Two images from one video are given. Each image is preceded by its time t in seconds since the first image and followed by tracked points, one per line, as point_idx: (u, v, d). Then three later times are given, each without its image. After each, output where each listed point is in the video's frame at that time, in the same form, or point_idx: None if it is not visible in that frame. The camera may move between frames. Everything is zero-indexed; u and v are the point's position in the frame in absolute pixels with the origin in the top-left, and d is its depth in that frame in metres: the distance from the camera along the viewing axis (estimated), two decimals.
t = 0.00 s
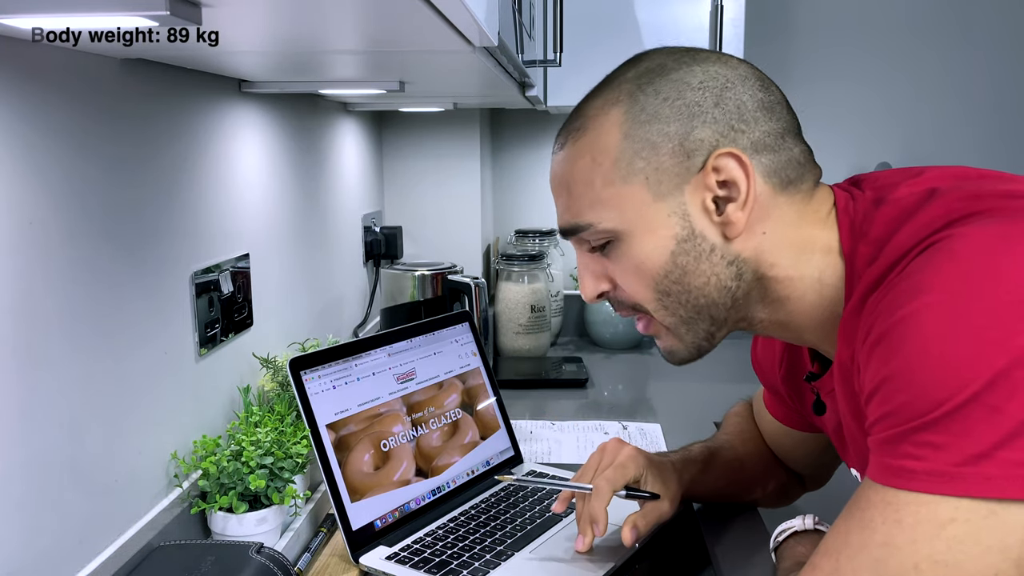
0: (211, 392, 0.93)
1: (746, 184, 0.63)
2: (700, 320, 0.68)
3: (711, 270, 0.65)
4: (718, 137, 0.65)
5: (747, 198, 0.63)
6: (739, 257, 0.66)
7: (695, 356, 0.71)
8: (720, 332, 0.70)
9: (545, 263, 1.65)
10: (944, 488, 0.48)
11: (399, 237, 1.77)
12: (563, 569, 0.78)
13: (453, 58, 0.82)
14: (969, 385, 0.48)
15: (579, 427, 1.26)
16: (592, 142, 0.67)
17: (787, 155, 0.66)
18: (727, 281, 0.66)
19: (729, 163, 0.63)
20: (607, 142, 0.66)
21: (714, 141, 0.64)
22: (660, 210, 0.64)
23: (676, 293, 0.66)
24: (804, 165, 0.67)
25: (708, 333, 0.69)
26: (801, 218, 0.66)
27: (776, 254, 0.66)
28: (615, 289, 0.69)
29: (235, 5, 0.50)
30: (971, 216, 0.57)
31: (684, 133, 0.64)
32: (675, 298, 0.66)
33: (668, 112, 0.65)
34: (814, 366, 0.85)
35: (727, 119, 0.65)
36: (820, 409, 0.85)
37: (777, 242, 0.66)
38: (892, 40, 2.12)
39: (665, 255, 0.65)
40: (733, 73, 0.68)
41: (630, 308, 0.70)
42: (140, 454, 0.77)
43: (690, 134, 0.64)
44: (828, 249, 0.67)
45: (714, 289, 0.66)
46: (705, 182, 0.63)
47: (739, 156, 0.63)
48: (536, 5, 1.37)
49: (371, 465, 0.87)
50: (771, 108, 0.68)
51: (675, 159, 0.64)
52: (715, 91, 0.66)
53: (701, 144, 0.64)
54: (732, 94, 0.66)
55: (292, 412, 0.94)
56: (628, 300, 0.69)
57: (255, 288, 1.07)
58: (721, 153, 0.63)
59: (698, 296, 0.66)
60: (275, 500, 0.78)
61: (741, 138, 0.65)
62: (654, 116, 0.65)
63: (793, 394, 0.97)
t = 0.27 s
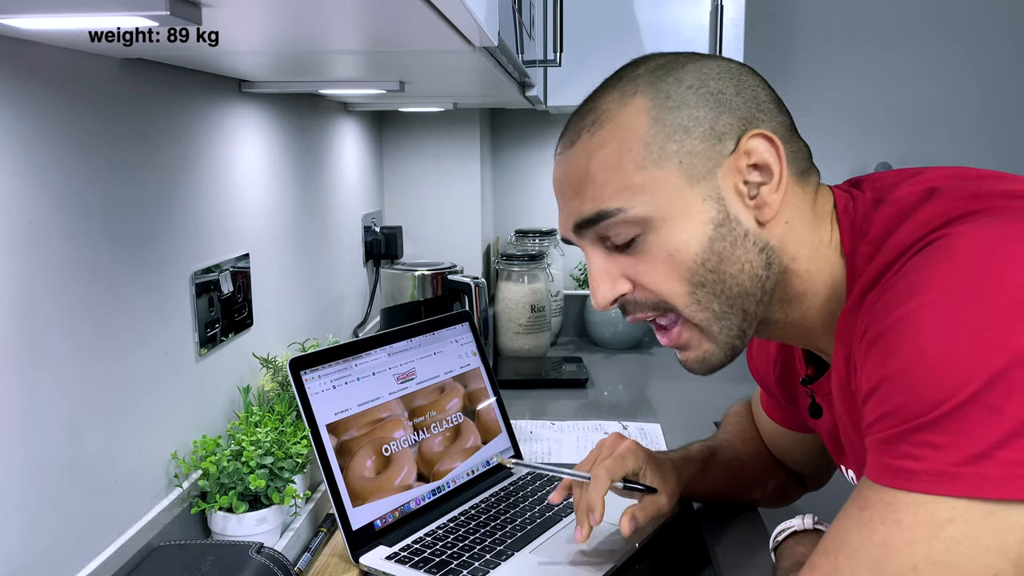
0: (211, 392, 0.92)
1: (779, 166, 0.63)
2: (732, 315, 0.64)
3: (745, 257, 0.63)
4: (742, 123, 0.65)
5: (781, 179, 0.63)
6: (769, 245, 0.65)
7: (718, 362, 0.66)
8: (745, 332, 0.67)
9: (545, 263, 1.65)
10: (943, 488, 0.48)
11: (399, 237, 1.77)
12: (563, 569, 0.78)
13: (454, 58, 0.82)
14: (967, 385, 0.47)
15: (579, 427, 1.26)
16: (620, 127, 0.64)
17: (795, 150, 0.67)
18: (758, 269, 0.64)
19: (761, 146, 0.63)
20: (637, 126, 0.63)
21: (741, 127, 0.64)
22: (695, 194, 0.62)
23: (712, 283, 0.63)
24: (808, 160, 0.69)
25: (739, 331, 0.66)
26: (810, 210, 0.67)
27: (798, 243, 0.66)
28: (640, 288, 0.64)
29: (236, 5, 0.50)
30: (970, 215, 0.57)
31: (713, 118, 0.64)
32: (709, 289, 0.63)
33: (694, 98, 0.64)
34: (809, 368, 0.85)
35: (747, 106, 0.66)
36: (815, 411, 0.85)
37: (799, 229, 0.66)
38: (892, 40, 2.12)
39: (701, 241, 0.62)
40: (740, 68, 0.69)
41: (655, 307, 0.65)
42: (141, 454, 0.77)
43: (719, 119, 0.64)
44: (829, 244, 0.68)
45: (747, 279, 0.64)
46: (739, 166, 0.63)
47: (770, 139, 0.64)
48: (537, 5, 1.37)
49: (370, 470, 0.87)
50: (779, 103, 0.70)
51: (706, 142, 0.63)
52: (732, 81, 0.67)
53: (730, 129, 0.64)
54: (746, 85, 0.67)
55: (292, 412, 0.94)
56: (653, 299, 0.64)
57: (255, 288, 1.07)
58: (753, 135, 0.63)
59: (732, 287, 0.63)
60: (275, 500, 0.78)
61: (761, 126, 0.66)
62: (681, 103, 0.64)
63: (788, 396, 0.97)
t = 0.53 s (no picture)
0: (211, 392, 0.92)
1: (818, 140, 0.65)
2: (791, 290, 0.62)
3: (800, 228, 0.62)
4: (776, 102, 0.66)
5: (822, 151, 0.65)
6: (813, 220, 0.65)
7: (767, 343, 0.63)
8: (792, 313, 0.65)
9: (545, 263, 1.65)
10: (945, 489, 0.48)
11: (399, 237, 1.77)
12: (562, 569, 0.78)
13: (453, 58, 0.82)
14: (968, 385, 0.47)
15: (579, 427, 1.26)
16: (677, 92, 0.61)
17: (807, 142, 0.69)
18: (812, 242, 0.64)
19: (799, 122, 0.65)
20: (695, 91, 0.61)
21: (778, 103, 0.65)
22: (760, 157, 0.61)
23: (778, 251, 0.61)
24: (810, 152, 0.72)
25: (793, 309, 0.63)
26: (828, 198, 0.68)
27: (828, 224, 0.67)
28: (706, 260, 0.60)
29: (235, 5, 0.50)
30: (974, 215, 0.57)
31: (756, 92, 0.64)
32: (776, 256, 0.61)
33: (734, 73, 0.65)
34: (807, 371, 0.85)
35: (773, 89, 0.67)
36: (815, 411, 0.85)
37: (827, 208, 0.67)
38: (892, 40, 2.12)
39: (772, 203, 0.61)
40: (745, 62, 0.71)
41: (720, 281, 0.60)
42: (141, 454, 0.77)
43: (760, 94, 0.65)
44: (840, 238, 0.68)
45: (802, 252, 0.62)
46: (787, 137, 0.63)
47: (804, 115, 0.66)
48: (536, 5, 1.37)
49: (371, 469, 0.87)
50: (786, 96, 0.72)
51: (758, 111, 0.63)
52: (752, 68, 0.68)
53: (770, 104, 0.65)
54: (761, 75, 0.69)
55: (292, 412, 0.94)
56: (720, 270, 0.60)
57: (256, 288, 1.07)
58: (793, 111, 0.65)
59: (793, 257, 0.62)
60: (274, 500, 0.78)
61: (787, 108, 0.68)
62: (725, 76, 0.64)
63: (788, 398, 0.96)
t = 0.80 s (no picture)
0: (211, 392, 0.92)
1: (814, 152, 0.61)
2: (771, 313, 0.61)
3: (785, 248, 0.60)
4: (772, 110, 0.62)
5: (817, 165, 0.61)
6: (804, 234, 0.62)
7: (751, 361, 0.63)
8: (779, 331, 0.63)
9: (545, 263, 1.65)
10: (954, 496, 0.48)
11: (399, 237, 1.77)
12: (562, 570, 0.78)
13: (454, 58, 0.82)
14: (981, 393, 0.47)
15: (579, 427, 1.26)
16: (654, 115, 0.59)
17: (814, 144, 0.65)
18: (798, 260, 0.62)
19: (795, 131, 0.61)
20: (674, 113, 0.59)
21: (772, 112, 0.62)
22: (739, 182, 0.58)
23: (758, 277, 0.59)
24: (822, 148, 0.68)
25: (776, 330, 0.62)
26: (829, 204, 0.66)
27: (823, 235, 0.65)
28: (681, 290, 0.59)
29: (236, 5, 0.50)
30: (988, 218, 0.57)
31: (746, 102, 0.61)
32: (755, 282, 0.59)
33: (721, 84, 0.61)
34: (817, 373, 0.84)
35: (772, 94, 0.63)
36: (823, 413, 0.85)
37: (826, 217, 0.64)
38: (892, 40, 2.12)
39: (747, 231, 0.58)
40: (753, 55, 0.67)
41: (696, 309, 0.60)
42: (140, 454, 0.77)
43: (751, 104, 0.61)
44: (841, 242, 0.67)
45: (785, 274, 0.61)
46: (775, 152, 0.60)
47: (802, 123, 0.62)
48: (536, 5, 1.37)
49: (374, 476, 0.87)
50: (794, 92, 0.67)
51: (743, 128, 0.60)
52: (751, 69, 0.64)
53: (763, 114, 0.61)
54: (763, 73, 0.65)
55: (292, 412, 0.94)
56: (696, 299, 0.59)
57: (255, 288, 1.07)
58: (786, 121, 0.61)
59: (775, 281, 0.60)
60: (275, 500, 0.78)
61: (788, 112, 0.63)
62: (711, 89, 0.61)
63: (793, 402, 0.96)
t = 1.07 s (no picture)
0: (211, 392, 0.92)
1: (750, 207, 0.62)
2: (709, 332, 0.68)
3: (716, 288, 0.66)
4: (721, 158, 0.62)
5: (750, 221, 0.62)
6: (750, 275, 0.65)
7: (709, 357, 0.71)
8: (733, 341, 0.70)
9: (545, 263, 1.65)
10: (955, 497, 0.48)
11: (399, 237, 1.77)
12: (564, 570, 0.78)
13: (453, 58, 0.82)
14: (985, 395, 0.47)
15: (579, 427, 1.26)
16: (599, 162, 0.66)
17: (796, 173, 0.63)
18: (733, 297, 0.66)
19: (738, 186, 0.61)
20: (614, 163, 0.65)
21: (719, 163, 0.62)
22: (664, 232, 0.64)
23: (687, 308, 0.67)
24: (819, 174, 0.64)
25: (717, 343, 0.69)
26: (812, 232, 0.65)
27: (791, 268, 0.65)
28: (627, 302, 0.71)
29: (235, 5, 0.50)
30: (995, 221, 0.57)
31: (693, 153, 0.62)
32: (684, 313, 0.67)
33: (668, 133, 0.63)
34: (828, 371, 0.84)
35: (730, 137, 0.62)
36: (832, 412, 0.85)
37: (790, 256, 0.64)
38: (892, 40, 2.12)
39: (667, 276, 0.65)
40: (739, 82, 0.64)
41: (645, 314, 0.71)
42: (140, 454, 0.77)
43: (698, 155, 0.62)
44: (846, 255, 0.66)
45: (720, 307, 0.66)
46: (708, 206, 0.63)
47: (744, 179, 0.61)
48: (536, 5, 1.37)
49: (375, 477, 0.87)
50: (782, 118, 0.64)
51: (677, 182, 0.63)
52: (718, 108, 0.63)
53: (708, 166, 0.62)
54: (736, 110, 0.63)
55: (292, 412, 0.94)
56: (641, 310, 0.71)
57: (255, 288, 1.07)
58: (724, 176, 0.62)
59: (705, 313, 0.67)
60: (274, 501, 0.78)
61: (746, 156, 0.62)
62: (655, 138, 0.63)
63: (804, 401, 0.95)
